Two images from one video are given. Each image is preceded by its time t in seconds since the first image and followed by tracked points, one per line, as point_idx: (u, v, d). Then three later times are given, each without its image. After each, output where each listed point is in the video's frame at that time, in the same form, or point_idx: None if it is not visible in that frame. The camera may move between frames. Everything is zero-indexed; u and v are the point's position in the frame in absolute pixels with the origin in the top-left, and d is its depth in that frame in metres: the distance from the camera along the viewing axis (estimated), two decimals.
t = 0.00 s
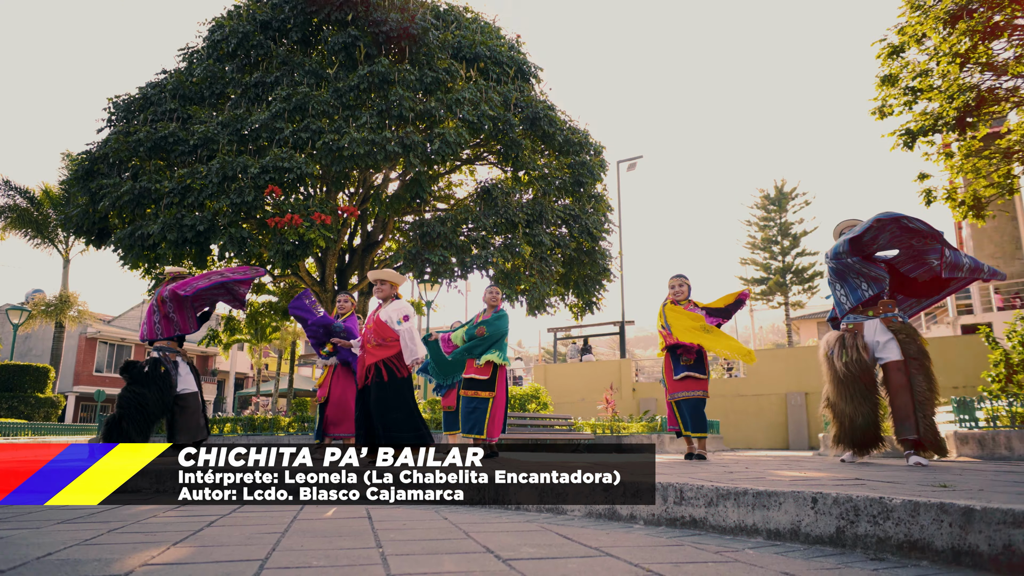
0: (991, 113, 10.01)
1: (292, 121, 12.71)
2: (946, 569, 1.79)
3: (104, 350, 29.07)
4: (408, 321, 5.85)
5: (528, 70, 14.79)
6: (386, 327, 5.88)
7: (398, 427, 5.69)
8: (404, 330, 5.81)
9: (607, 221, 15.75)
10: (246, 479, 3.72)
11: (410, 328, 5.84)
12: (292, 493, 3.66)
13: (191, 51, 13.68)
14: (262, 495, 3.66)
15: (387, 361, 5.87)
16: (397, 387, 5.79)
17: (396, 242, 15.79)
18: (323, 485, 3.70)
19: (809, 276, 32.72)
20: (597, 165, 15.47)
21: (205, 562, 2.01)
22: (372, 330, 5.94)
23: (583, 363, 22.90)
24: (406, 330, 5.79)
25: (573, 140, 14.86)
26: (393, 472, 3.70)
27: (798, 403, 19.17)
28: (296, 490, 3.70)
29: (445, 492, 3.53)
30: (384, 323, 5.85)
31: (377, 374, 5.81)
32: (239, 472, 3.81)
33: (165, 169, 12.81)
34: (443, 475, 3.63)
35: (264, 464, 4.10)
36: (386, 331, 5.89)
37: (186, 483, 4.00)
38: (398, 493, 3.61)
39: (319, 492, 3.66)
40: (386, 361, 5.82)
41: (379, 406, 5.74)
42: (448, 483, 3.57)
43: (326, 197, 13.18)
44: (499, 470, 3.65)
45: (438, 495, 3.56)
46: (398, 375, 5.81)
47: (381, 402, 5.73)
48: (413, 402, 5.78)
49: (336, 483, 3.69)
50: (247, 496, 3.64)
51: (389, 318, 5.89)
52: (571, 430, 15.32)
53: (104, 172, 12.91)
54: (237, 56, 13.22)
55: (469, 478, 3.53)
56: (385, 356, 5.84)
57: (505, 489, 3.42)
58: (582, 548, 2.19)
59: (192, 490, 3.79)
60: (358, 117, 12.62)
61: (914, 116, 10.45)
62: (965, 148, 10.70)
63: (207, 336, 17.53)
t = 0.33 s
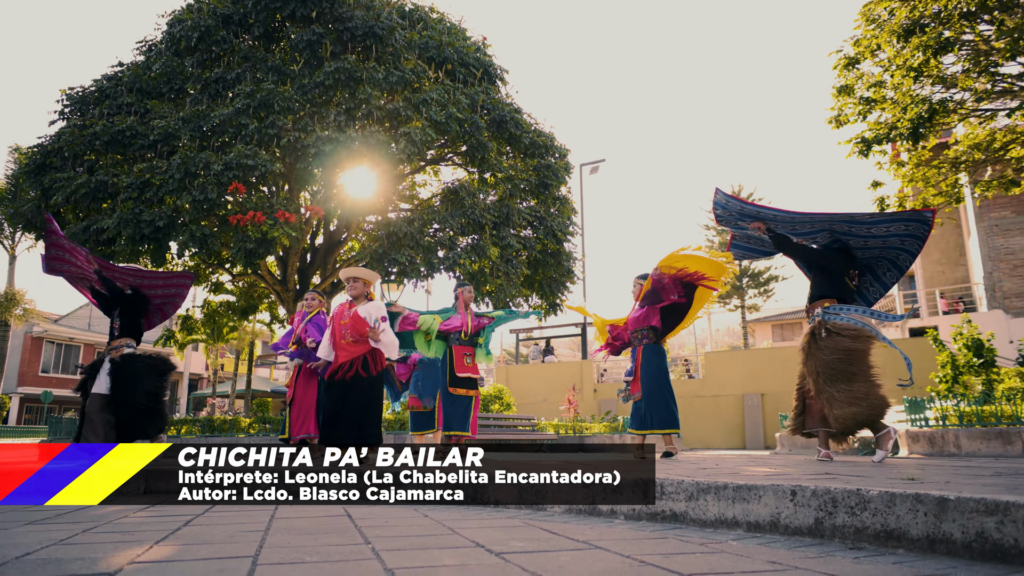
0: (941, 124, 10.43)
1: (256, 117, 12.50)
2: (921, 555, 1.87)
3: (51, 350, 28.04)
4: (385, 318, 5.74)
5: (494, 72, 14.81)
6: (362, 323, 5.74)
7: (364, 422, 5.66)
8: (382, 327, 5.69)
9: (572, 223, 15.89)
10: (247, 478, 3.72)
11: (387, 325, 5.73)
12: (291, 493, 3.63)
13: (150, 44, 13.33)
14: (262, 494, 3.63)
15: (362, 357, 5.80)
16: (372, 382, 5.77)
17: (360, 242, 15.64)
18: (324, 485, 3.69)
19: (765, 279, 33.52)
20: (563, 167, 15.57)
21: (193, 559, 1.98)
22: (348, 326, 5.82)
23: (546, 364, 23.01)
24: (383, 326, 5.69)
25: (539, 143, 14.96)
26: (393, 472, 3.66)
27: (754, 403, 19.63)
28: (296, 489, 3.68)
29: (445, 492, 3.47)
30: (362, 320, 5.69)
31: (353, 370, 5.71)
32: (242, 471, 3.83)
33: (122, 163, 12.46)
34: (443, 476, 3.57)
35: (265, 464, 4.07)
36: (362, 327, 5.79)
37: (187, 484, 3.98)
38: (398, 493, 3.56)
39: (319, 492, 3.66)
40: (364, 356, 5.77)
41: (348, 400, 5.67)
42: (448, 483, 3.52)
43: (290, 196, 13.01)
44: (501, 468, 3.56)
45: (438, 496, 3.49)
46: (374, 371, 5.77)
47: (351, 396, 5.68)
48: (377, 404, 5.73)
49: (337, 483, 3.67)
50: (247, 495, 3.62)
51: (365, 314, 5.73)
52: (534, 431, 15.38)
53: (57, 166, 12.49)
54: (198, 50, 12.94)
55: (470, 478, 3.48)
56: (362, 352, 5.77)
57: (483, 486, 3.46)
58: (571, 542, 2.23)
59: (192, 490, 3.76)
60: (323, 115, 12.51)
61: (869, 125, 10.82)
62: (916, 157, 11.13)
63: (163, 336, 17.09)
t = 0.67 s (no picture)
0: (910, 133, 10.73)
1: (230, 109, 12.28)
2: (931, 550, 1.94)
3: (7, 345, 27.16)
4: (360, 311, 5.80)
5: (471, 70, 14.76)
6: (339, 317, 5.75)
7: (352, 418, 5.67)
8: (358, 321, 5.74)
9: (547, 223, 15.95)
10: (248, 478, 3.69)
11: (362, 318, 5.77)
12: (292, 493, 3.62)
13: (119, 32, 13.00)
14: (262, 494, 3.59)
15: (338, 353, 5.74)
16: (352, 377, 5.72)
17: (333, 239, 15.46)
18: (323, 485, 3.66)
19: (732, 281, 34.07)
20: (539, 167, 15.59)
21: (211, 556, 1.96)
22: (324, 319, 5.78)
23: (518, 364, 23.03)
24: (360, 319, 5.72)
25: (515, 142, 14.96)
26: (393, 472, 3.66)
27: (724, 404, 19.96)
28: (297, 489, 3.66)
29: (445, 492, 3.46)
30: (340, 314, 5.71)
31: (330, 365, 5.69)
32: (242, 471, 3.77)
33: (91, 153, 12.14)
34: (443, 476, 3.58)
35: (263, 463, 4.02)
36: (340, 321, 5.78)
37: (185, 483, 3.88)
38: (398, 492, 3.56)
39: (318, 492, 3.64)
40: (339, 352, 5.71)
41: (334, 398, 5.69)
42: (447, 483, 3.52)
43: (264, 190, 12.80)
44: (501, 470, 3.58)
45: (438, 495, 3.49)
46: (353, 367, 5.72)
47: (337, 394, 5.69)
48: (361, 398, 5.70)
49: (336, 483, 3.64)
50: (247, 495, 3.56)
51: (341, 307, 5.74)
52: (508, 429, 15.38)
53: (22, 155, 12.13)
54: (170, 40, 12.64)
55: (469, 477, 3.49)
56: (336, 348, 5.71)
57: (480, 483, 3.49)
58: (585, 539, 2.26)
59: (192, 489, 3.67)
60: (299, 108, 12.35)
61: (841, 133, 11.07)
62: (884, 165, 11.44)
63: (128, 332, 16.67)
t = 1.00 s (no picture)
0: (914, 134, 10.73)
1: (233, 107, 12.22)
2: (977, 552, 1.98)
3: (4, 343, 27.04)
4: (368, 303, 5.64)
5: (473, 69, 14.74)
6: (340, 312, 5.56)
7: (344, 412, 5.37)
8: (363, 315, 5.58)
9: (549, 223, 15.91)
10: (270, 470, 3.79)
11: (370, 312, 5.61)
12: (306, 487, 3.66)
13: (121, 29, 12.94)
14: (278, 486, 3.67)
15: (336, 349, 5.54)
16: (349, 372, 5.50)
17: (335, 238, 15.39)
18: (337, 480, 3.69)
19: (730, 282, 34.12)
20: (542, 167, 15.53)
21: (255, 556, 1.95)
22: (325, 315, 5.60)
23: (517, 364, 23.01)
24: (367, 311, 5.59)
25: (518, 141, 14.89)
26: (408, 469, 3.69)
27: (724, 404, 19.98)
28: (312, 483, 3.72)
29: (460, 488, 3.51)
30: (344, 307, 5.57)
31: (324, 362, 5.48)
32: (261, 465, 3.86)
33: (94, 150, 12.08)
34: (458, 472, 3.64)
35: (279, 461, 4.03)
36: (339, 316, 5.56)
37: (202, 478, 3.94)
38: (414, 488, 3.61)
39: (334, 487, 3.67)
40: (336, 347, 5.49)
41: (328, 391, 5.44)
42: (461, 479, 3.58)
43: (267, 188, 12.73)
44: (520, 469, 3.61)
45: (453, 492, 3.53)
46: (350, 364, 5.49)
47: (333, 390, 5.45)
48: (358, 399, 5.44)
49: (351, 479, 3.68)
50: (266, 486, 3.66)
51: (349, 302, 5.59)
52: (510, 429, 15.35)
53: (24, 151, 12.07)
54: (172, 36, 12.56)
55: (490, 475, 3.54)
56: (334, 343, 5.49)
57: (503, 483, 3.50)
58: (624, 539, 2.26)
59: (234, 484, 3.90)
60: (303, 106, 12.31)
61: (846, 134, 11.07)
62: (887, 167, 11.44)
63: (128, 331, 16.59)
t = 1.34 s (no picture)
0: (920, 133, 10.71)
1: (236, 103, 12.16)
2: (1017, 552, 2.00)
3: (3, 341, 26.94)
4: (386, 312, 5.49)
5: (476, 66, 14.69)
6: (360, 313, 5.49)
7: (355, 414, 5.36)
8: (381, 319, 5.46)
9: (552, 221, 15.87)
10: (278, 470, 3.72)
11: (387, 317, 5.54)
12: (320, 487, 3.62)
13: (123, 26, 12.87)
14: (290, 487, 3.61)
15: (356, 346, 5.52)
16: (366, 372, 5.45)
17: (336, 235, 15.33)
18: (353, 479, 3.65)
19: (730, 281, 34.11)
20: (545, 165, 15.49)
21: (285, 556, 1.92)
22: (343, 313, 5.56)
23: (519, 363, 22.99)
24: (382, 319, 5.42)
25: (521, 139, 14.85)
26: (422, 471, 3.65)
27: (726, 403, 19.99)
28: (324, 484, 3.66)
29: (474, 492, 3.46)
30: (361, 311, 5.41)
31: (348, 359, 5.43)
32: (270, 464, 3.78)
33: (98, 146, 12.03)
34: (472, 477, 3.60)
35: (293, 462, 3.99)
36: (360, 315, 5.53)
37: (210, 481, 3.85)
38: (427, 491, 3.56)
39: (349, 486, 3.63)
40: (360, 344, 5.50)
41: (338, 393, 5.41)
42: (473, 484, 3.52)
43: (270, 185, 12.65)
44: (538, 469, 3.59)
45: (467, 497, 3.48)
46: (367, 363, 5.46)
47: (348, 385, 5.41)
48: (373, 394, 5.48)
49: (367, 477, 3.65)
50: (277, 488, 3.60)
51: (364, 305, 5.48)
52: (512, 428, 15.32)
53: (27, 148, 12.02)
54: (175, 33, 12.52)
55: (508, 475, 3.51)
56: (358, 341, 5.49)
57: (521, 481, 3.48)
58: (656, 538, 2.25)
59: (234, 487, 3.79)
60: (306, 103, 12.28)
61: (852, 133, 11.03)
62: (892, 166, 11.41)
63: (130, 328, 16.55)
